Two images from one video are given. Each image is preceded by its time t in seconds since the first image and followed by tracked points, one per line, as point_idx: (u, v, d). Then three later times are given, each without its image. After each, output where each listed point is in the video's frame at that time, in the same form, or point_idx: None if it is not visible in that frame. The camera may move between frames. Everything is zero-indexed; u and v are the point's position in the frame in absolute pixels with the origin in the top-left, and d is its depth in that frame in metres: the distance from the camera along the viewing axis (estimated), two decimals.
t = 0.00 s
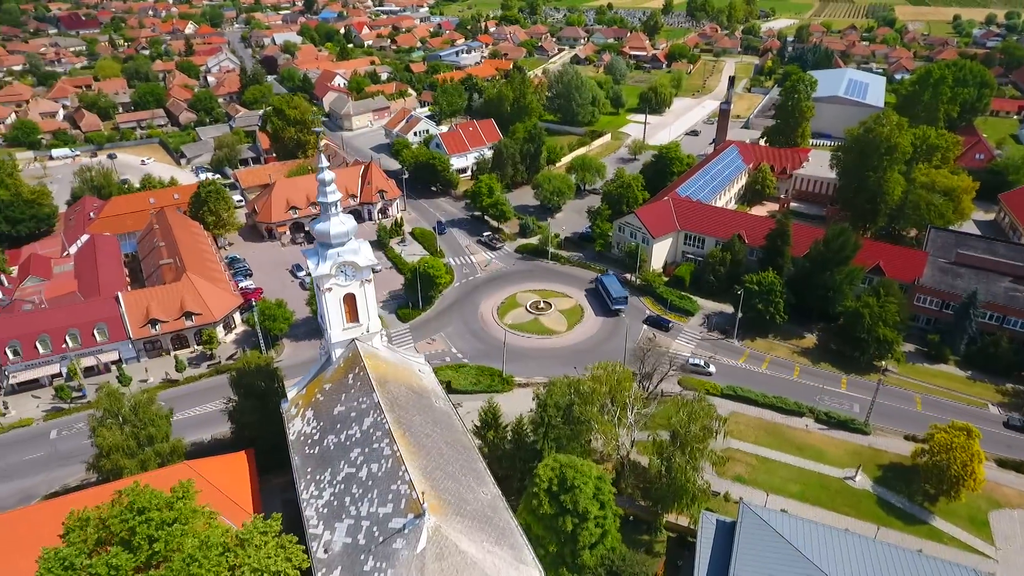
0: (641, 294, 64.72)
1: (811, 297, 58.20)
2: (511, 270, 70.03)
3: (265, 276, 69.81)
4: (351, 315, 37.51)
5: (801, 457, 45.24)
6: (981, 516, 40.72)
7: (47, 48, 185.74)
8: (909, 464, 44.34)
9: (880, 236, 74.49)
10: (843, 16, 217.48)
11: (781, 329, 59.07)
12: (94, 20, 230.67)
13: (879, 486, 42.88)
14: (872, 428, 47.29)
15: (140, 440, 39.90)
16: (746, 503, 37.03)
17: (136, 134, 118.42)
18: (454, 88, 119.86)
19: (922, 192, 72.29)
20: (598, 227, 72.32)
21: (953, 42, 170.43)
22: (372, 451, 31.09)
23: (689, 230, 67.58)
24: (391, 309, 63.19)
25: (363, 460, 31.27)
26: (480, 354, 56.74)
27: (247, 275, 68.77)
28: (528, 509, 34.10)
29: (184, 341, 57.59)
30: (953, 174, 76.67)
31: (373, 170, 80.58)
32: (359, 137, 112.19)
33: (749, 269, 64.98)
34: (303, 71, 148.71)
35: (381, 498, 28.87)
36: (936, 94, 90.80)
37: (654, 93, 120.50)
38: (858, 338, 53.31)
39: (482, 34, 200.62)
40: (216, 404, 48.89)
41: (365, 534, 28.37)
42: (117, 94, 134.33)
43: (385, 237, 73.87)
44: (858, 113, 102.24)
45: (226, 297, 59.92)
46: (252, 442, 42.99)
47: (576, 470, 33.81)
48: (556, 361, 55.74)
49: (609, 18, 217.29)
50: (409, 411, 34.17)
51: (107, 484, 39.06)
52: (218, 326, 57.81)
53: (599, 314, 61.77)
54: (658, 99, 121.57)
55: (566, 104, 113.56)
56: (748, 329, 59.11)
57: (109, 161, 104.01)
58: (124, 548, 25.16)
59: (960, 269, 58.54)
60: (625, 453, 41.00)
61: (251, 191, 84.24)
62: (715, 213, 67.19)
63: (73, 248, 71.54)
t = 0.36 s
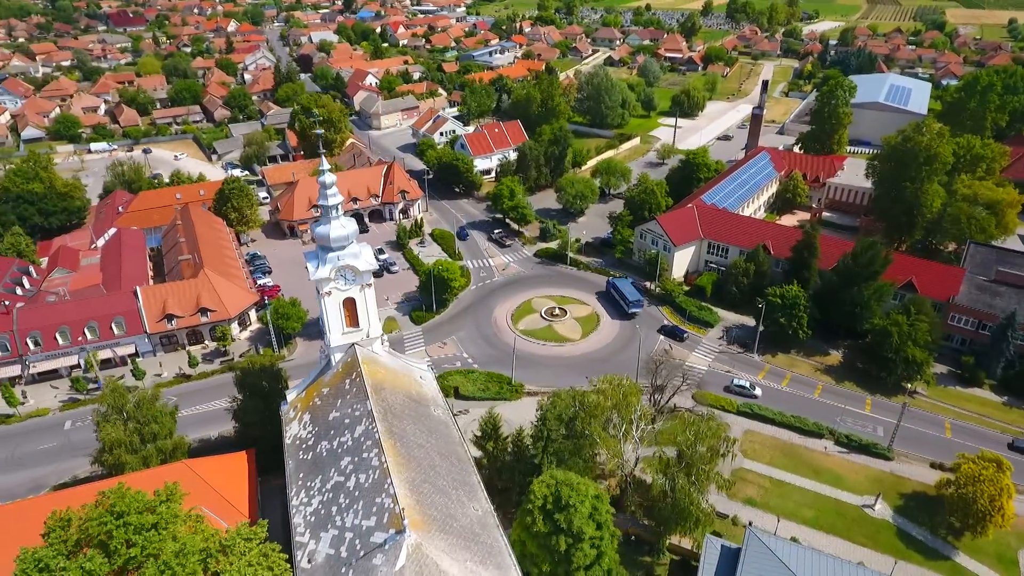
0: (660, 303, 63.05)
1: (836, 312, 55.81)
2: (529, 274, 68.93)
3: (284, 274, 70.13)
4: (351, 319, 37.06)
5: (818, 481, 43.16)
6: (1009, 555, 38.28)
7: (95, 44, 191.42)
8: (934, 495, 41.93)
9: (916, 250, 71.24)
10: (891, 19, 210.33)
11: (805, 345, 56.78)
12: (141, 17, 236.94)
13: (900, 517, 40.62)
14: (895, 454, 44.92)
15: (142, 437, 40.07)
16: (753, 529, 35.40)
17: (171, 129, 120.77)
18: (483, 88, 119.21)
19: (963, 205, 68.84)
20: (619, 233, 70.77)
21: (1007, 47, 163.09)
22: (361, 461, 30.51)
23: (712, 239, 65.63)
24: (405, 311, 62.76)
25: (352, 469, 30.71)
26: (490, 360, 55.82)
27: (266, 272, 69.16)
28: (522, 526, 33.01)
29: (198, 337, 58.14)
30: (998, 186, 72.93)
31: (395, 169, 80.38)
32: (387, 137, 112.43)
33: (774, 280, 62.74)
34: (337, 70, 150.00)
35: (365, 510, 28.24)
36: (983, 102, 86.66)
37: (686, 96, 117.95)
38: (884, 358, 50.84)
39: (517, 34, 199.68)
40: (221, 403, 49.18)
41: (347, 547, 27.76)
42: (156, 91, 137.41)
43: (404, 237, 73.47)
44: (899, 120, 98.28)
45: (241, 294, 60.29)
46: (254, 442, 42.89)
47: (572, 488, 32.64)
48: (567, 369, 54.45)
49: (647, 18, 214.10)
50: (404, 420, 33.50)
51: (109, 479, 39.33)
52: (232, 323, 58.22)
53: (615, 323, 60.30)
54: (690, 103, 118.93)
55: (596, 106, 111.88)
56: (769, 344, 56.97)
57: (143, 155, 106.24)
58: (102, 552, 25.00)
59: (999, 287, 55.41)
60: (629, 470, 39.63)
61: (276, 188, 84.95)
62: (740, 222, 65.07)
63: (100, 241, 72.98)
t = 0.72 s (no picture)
0: (680, 313, 61.25)
1: (864, 330, 53.35)
2: (547, 279, 67.80)
3: (303, 272, 70.38)
4: (351, 324, 36.48)
5: (834, 508, 41.09)
6: None
7: (141, 41, 196.69)
8: (959, 529, 39.51)
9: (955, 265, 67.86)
10: (943, 23, 202.64)
11: (829, 363, 54.41)
12: (186, 15, 242.75)
13: (921, 551, 38.33)
14: (920, 483, 42.52)
15: (145, 433, 40.33)
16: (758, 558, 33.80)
17: (206, 125, 122.99)
18: (513, 89, 118.39)
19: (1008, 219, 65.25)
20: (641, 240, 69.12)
21: None
22: (350, 470, 29.96)
23: (737, 249, 63.50)
24: (419, 313, 62.30)
25: (340, 478, 30.18)
26: (501, 367, 54.83)
27: (285, 270, 69.52)
28: (515, 543, 31.98)
29: (214, 333, 58.59)
30: None
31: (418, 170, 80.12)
32: (415, 136, 112.47)
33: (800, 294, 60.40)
34: (371, 69, 150.95)
35: (348, 522, 27.65)
36: None
37: (720, 100, 115.20)
38: (913, 380, 48.30)
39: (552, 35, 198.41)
40: (227, 401, 49.44)
41: (329, 560, 27.20)
42: (194, 87, 140.30)
43: (424, 239, 73.04)
44: (944, 128, 94.10)
45: (258, 292, 60.66)
46: (256, 442, 42.79)
47: (567, 507, 31.44)
48: (580, 379, 53.12)
49: (686, 20, 210.50)
50: (397, 429, 32.87)
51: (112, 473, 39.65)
52: (248, 321, 58.52)
53: (632, 333, 58.79)
54: (725, 107, 116.10)
55: (626, 109, 110.04)
56: (791, 360, 54.75)
57: (177, 151, 108.35)
58: (81, 554, 24.85)
59: None
60: (634, 488, 38.48)
61: (301, 186, 85.52)
62: (767, 232, 62.80)
63: (128, 235, 74.37)
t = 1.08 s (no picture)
0: (698, 325, 59.48)
1: (890, 349, 50.86)
2: (564, 285, 66.59)
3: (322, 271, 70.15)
4: (349, 328, 35.94)
5: (849, 537, 39.03)
6: None
7: (183, 39, 201.23)
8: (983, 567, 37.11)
9: (994, 283, 64.52)
10: (996, 27, 194.51)
11: (852, 382, 52.00)
12: (228, 13, 247.69)
13: None
14: (943, 515, 40.13)
15: (147, 429, 40.59)
16: None
17: (239, 122, 124.83)
18: (542, 91, 117.27)
19: None
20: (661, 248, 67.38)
21: None
22: (336, 480, 29.40)
23: (761, 259, 61.38)
24: (432, 316, 61.76)
25: (326, 486, 29.66)
26: (511, 374, 53.89)
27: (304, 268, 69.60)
28: (504, 561, 30.96)
29: (228, 330, 59.01)
30: None
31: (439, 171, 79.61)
32: (442, 137, 112.18)
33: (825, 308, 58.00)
34: (403, 68, 151.47)
35: (329, 533, 27.11)
36: None
37: (754, 105, 112.25)
38: (940, 404, 45.78)
39: (587, 35, 196.54)
40: (230, 400, 50.01)
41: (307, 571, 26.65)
42: (230, 85, 142.71)
43: (442, 241, 72.44)
44: (990, 137, 89.84)
45: (272, 289, 60.97)
46: (257, 442, 42.66)
47: (558, 527, 30.27)
48: (590, 390, 51.80)
49: (724, 22, 206.31)
50: (389, 438, 32.23)
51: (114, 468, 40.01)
52: (261, 319, 58.76)
53: (647, 344, 57.24)
54: (759, 111, 113.10)
55: (656, 112, 107.95)
56: (812, 377, 52.48)
57: (209, 147, 110.18)
58: (59, 555, 24.88)
59: None
60: (635, 507, 36.83)
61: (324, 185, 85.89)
62: (793, 243, 60.46)
63: (153, 229, 75.58)
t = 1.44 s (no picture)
0: (716, 337, 57.63)
1: (917, 370, 48.37)
2: (580, 291, 65.30)
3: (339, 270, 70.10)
4: (346, 333, 35.43)
5: (862, 568, 37.04)
6: None
7: (222, 36, 205.16)
8: None
9: None
10: None
11: (876, 403, 49.64)
12: (268, 11, 251.90)
13: None
14: (965, 550, 37.80)
15: (150, 426, 40.76)
16: None
17: (270, 120, 126.32)
18: (570, 92, 115.89)
19: None
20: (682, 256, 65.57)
21: None
22: (320, 489, 28.89)
23: (785, 271, 59.21)
24: (444, 320, 61.12)
25: (311, 495, 29.17)
26: (520, 381, 52.85)
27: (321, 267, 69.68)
28: None
29: (242, 327, 59.33)
30: None
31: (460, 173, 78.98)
32: (467, 137, 111.64)
33: (850, 323, 55.58)
34: (434, 68, 151.56)
35: (309, 545, 26.59)
36: None
37: (789, 110, 109.06)
38: (968, 431, 43.29)
39: (621, 36, 194.13)
40: (234, 399, 50.50)
41: None
42: (263, 83, 144.75)
43: (459, 243, 71.76)
44: None
45: (287, 288, 61.16)
46: (258, 442, 42.49)
47: (547, 548, 29.17)
48: (600, 401, 50.48)
49: (763, 24, 201.67)
50: (379, 447, 31.61)
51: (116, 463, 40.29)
52: (274, 317, 58.95)
53: (661, 355, 55.62)
54: (793, 116, 109.83)
55: (685, 116, 105.59)
56: (832, 396, 50.28)
57: (239, 144, 111.69)
58: (35, 556, 24.85)
59: None
60: (635, 528, 34.99)
61: (346, 184, 86.04)
62: (820, 255, 58.19)
63: (177, 224, 76.60)
